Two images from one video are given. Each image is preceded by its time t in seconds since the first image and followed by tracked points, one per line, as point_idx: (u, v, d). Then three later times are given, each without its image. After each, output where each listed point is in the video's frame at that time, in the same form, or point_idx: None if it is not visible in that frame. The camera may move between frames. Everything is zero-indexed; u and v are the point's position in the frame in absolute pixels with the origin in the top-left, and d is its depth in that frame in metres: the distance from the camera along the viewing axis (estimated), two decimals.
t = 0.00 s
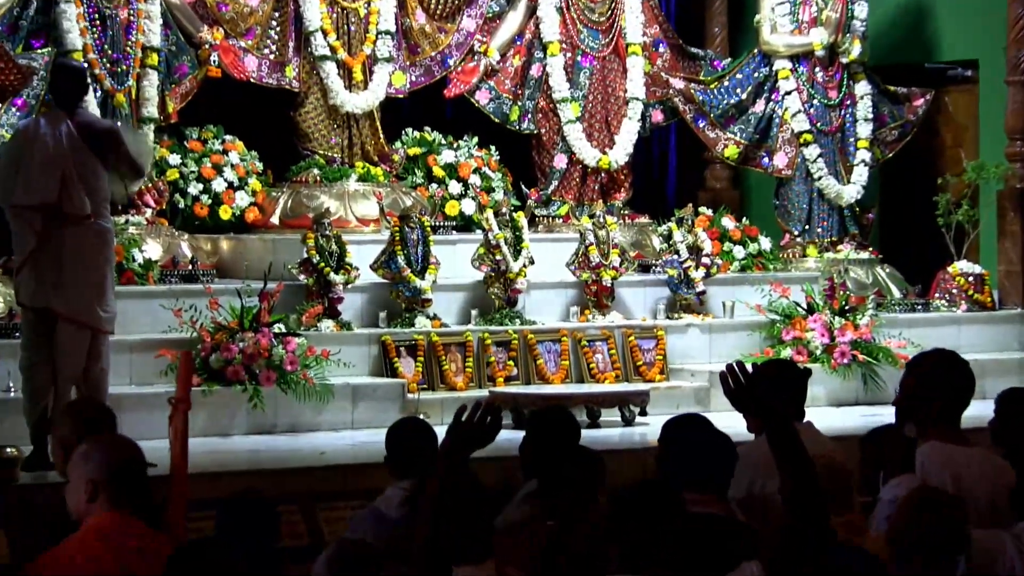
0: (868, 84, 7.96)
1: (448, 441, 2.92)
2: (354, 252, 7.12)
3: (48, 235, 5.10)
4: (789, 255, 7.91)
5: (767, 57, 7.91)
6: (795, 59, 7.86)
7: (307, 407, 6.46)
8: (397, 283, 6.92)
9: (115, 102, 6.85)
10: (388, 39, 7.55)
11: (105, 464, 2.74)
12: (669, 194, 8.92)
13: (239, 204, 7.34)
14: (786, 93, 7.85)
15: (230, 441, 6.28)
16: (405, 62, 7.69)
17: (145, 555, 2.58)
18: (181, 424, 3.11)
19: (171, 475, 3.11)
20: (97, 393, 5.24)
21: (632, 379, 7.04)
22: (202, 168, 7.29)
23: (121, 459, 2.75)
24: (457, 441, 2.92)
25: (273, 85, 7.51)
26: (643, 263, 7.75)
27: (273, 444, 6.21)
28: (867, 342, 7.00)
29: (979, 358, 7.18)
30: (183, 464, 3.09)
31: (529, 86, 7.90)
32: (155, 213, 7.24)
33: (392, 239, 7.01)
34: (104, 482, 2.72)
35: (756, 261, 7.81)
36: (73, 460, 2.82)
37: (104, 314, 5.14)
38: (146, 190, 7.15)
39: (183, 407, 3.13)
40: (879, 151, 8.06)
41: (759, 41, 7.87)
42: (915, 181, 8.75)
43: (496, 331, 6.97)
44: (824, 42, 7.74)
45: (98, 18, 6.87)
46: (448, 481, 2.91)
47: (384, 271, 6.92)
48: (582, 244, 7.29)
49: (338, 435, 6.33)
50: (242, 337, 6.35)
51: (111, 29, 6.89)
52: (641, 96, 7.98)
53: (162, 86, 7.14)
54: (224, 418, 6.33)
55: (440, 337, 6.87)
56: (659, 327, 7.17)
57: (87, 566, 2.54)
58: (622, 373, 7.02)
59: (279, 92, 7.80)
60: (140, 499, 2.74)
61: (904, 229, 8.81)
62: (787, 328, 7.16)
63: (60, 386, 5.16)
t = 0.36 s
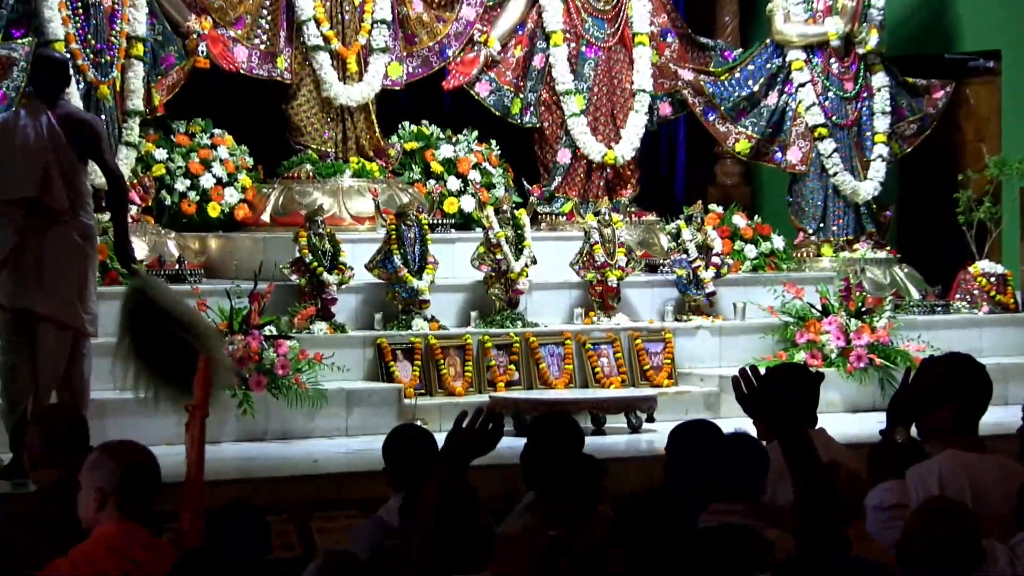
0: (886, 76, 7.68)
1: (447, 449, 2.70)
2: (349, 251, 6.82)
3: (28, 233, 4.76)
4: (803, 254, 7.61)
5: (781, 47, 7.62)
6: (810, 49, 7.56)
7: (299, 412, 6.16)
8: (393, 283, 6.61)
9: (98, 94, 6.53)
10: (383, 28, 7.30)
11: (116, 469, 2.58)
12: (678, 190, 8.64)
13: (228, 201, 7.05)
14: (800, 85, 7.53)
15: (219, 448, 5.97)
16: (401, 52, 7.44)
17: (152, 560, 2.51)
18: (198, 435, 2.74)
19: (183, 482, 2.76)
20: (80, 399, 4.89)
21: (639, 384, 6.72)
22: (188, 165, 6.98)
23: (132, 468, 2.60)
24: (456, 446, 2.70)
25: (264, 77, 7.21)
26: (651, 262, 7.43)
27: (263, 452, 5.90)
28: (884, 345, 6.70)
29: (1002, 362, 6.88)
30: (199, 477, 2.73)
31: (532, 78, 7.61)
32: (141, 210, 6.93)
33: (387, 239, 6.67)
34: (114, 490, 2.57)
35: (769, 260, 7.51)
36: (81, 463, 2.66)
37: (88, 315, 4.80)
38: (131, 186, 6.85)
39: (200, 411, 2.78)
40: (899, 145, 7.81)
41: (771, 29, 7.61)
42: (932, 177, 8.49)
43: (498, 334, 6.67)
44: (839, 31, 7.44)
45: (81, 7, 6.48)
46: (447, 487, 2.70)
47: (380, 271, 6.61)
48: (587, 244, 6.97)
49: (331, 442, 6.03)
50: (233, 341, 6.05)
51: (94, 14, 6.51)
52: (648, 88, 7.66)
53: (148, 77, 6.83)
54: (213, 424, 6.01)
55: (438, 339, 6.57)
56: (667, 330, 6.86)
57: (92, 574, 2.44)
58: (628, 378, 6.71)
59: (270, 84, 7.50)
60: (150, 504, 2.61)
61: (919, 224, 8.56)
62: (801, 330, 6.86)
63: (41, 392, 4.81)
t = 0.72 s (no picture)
0: (905, 67, 7.43)
1: (454, 452, 2.52)
2: (345, 250, 6.52)
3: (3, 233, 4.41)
4: (819, 253, 7.34)
5: (795, 37, 7.37)
6: (825, 39, 7.30)
7: (291, 420, 5.85)
8: (389, 284, 6.31)
9: (81, 86, 6.20)
10: (379, 17, 7.01)
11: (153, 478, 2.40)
12: (688, 186, 8.38)
13: (217, 198, 6.77)
14: (815, 77, 7.28)
15: (207, 457, 5.67)
16: (398, 42, 7.15)
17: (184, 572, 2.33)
18: (234, 450, 2.49)
19: (220, 486, 2.57)
20: (62, 407, 4.59)
21: (646, 389, 6.42)
22: (175, 161, 6.74)
23: (172, 479, 2.41)
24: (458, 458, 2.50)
25: (255, 68, 6.92)
26: (659, 262, 7.14)
27: (254, 461, 5.60)
28: (903, 348, 6.42)
29: None
30: (235, 487, 2.52)
31: (534, 69, 7.33)
32: (126, 207, 6.65)
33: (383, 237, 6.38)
34: (148, 500, 2.39)
35: (782, 260, 7.24)
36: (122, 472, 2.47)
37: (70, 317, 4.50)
38: (115, 182, 6.56)
39: (238, 422, 2.49)
40: (920, 141, 7.59)
41: (787, 19, 7.33)
42: (952, 171, 8.28)
43: (501, 337, 6.39)
44: (856, 20, 7.21)
45: None
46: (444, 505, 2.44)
47: (376, 271, 6.31)
48: (592, 243, 6.67)
49: (326, 451, 5.73)
50: (221, 345, 5.80)
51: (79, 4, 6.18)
52: (657, 80, 7.36)
53: (133, 68, 6.54)
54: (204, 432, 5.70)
55: (437, 343, 6.27)
56: (676, 332, 6.57)
57: None
58: (634, 384, 6.41)
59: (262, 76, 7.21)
60: (186, 514, 2.42)
61: (937, 219, 8.35)
62: (816, 333, 6.55)
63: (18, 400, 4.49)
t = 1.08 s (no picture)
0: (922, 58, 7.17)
1: (466, 453, 2.57)
2: (339, 249, 6.24)
3: None
4: (833, 252, 7.08)
5: (808, 26, 7.10)
6: (839, 28, 7.04)
7: (282, 426, 5.55)
8: (383, 284, 6.01)
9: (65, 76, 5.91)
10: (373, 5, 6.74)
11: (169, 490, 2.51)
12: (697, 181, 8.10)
13: (204, 194, 6.49)
14: (830, 67, 7.03)
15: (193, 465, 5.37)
16: (392, 31, 6.88)
17: None
18: (255, 459, 2.54)
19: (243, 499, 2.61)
20: (42, 412, 4.29)
21: (653, 395, 6.11)
22: (160, 155, 6.45)
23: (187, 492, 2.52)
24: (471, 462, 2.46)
25: (243, 59, 6.64)
26: (666, 262, 6.87)
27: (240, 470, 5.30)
28: (921, 351, 6.13)
29: None
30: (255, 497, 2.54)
31: (536, 59, 7.05)
32: (109, 204, 6.38)
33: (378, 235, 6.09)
34: (166, 509, 2.51)
35: (795, 259, 6.96)
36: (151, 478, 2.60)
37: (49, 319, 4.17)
38: (98, 178, 6.28)
39: (259, 432, 2.55)
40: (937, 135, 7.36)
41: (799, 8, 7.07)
42: (971, 165, 8.04)
43: (501, 340, 6.10)
44: (872, 8, 6.94)
45: None
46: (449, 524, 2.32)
47: (370, 271, 6.02)
48: (597, 241, 6.37)
49: (318, 459, 5.43)
50: (208, 349, 5.49)
51: None
52: (664, 71, 7.09)
53: (115, 59, 6.24)
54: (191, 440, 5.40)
55: (435, 345, 5.97)
56: (684, 335, 6.27)
57: None
58: (641, 389, 6.10)
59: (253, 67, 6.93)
60: (203, 522, 2.53)
61: (957, 214, 8.10)
62: (831, 335, 6.28)
63: None
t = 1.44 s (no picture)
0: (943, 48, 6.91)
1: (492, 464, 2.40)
2: (332, 248, 5.96)
3: None
4: (848, 250, 6.81)
5: (824, 15, 6.84)
6: (856, 16, 6.82)
7: (271, 434, 5.27)
8: (377, 284, 5.74)
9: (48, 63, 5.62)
10: None
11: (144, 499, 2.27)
12: (706, 177, 7.84)
13: (189, 190, 6.21)
14: (846, 58, 6.79)
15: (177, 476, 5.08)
16: (387, 20, 6.62)
17: None
18: (234, 469, 2.31)
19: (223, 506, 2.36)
20: (19, 419, 4.07)
21: (660, 401, 5.82)
22: (143, 150, 6.16)
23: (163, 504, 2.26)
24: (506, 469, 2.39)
25: (231, 49, 6.36)
26: (674, 261, 6.58)
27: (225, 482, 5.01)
28: (943, 355, 5.81)
29: None
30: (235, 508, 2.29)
31: (538, 49, 6.79)
32: (91, 201, 6.10)
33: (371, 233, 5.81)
34: (143, 522, 2.26)
35: (808, 258, 6.69)
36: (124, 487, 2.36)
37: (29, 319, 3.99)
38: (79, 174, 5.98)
39: (241, 441, 2.31)
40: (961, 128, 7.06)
41: None
42: (993, 159, 7.84)
43: (501, 343, 5.81)
44: None
45: None
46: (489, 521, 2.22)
47: (364, 270, 5.74)
48: (601, 240, 6.08)
49: (307, 469, 5.14)
50: (194, 352, 5.21)
51: None
52: (671, 61, 6.79)
53: (97, 48, 5.96)
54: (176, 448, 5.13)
55: (431, 349, 5.68)
56: (693, 338, 5.98)
57: None
58: (648, 395, 5.81)
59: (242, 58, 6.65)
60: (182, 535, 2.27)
61: (977, 209, 7.86)
62: (847, 339, 5.98)
63: None
